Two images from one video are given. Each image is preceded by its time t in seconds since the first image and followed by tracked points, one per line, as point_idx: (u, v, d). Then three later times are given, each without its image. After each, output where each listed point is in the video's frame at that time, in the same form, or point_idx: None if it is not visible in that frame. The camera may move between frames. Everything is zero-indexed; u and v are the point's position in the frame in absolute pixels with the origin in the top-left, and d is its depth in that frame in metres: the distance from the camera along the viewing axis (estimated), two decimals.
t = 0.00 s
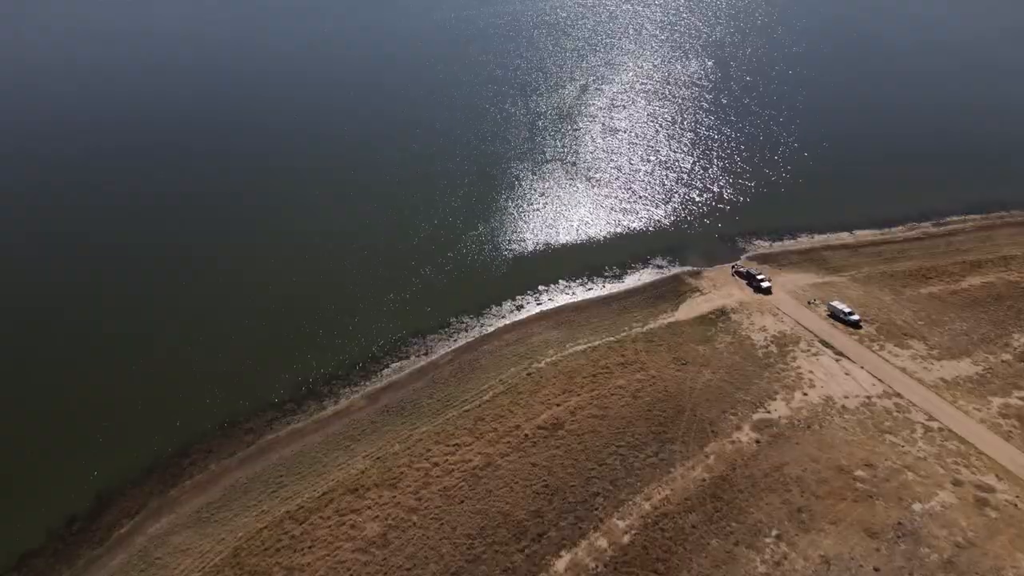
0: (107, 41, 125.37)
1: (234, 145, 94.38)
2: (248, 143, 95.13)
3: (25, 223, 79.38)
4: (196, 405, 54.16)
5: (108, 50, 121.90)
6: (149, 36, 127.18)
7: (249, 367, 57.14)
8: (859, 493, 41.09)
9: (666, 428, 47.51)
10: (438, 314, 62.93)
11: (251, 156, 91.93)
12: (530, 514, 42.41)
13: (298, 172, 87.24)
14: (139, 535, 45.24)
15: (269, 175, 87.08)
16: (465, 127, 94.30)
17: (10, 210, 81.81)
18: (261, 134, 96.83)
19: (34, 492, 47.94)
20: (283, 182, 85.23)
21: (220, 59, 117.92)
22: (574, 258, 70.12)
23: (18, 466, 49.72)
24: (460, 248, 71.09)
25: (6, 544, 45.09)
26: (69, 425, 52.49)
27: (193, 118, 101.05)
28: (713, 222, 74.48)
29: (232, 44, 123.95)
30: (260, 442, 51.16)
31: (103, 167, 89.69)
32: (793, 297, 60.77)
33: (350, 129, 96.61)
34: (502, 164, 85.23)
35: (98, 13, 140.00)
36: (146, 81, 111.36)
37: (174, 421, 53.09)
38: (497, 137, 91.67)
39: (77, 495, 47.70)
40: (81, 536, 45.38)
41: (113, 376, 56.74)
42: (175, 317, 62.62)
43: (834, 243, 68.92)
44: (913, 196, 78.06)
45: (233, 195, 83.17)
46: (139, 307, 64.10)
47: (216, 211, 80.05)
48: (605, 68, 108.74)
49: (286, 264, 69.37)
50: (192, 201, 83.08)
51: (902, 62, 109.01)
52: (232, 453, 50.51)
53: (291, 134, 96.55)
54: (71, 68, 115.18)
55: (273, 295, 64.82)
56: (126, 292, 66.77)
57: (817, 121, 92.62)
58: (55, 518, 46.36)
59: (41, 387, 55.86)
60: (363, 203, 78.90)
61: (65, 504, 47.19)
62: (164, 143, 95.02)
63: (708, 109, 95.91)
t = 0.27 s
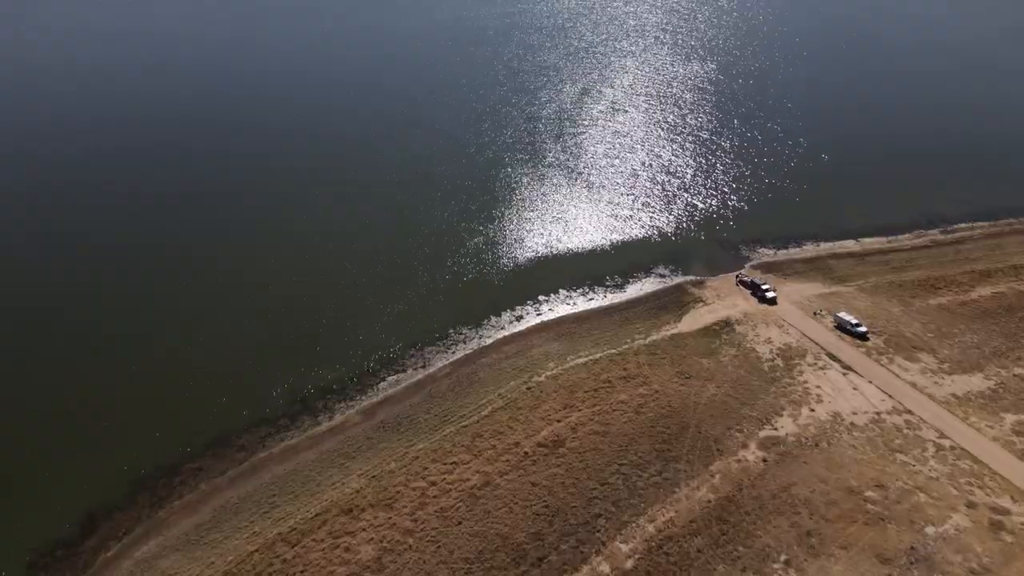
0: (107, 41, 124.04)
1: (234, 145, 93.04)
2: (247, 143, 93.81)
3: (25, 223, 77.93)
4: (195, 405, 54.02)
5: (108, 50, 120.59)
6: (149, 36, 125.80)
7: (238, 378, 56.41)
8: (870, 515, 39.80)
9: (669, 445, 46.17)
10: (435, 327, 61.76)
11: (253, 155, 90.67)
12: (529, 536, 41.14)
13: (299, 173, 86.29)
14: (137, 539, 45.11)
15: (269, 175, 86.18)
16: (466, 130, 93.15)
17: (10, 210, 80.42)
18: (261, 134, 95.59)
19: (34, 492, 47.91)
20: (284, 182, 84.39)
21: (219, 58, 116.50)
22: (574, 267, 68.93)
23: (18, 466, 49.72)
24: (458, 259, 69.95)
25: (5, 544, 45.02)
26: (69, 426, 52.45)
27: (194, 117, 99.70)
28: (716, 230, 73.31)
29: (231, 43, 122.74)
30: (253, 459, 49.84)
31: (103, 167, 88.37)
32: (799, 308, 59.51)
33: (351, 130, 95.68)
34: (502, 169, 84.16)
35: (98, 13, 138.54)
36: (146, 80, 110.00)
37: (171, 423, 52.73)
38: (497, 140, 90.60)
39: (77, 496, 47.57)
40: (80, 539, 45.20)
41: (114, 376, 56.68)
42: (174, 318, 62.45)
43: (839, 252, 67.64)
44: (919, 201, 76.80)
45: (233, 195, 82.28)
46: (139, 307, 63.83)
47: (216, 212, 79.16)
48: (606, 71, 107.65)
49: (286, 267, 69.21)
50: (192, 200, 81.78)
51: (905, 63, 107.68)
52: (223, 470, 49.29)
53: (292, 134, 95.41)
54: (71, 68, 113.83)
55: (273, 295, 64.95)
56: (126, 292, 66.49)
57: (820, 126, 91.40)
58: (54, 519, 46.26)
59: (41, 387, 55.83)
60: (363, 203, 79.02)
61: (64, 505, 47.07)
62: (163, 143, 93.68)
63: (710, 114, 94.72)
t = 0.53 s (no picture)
0: (107, 41, 122.63)
1: (234, 145, 91.81)
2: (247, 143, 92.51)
3: (25, 223, 76.87)
4: (195, 405, 53.99)
5: (108, 50, 119.21)
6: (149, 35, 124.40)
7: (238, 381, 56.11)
8: (881, 538, 38.59)
9: (673, 463, 44.99)
10: (432, 339, 60.68)
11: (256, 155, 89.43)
12: (529, 560, 40.02)
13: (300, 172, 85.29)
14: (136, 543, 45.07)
15: (269, 175, 85.13)
16: (466, 132, 91.81)
17: (8, 210, 79.51)
18: (261, 134, 94.31)
19: (34, 492, 47.91)
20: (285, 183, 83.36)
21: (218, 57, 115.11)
22: (575, 275, 67.70)
23: (18, 465, 49.67)
24: (457, 268, 68.72)
25: (6, 545, 45.07)
26: (69, 425, 52.40)
27: (193, 117, 98.23)
28: (719, 237, 71.96)
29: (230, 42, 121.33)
30: (245, 478, 48.84)
31: (103, 167, 87.10)
32: (805, 319, 58.28)
33: (350, 129, 94.29)
34: (502, 174, 82.93)
35: (98, 13, 137.00)
36: (146, 80, 108.61)
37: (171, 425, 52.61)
38: (497, 144, 89.37)
39: (77, 497, 47.55)
40: (80, 541, 45.15)
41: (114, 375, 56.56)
42: (174, 317, 62.23)
43: (845, 260, 66.40)
44: (926, 205, 75.36)
45: (233, 195, 81.32)
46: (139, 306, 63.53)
47: (216, 211, 78.28)
48: (607, 73, 106.54)
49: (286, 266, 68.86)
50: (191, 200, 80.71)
51: (908, 63, 106.32)
52: (215, 488, 48.21)
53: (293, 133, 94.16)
54: (70, 68, 112.47)
55: (273, 295, 64.80)
56: (126, 290, 66.08)
57: (824, 128, 90.03)
58: (54, 520, 46.27)
59: (41, 385, 55.69)
60: (363, 202, 78.45)
61: (64, 505, 47.05)
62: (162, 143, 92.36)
63: (713, 118, 93.44)
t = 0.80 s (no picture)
0: (107, 41, 121.28)
1: (235, 145, 90.61)
2: (245, 143, 91.24)
3: (25, 222, 75.74)
4: (196, 405, 53.62)
5: (108, 50, 117.80)
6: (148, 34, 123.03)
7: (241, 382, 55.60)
8: (893, 564, 37.27)
9: (677, 483, 43.80)
10: (430, 352, 59.72)
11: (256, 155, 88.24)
12: None
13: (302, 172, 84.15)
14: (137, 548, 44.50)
15: (269, 175, 83.93)
16: (464, 135, 90.46)
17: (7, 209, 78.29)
18: (261, 134, 93.02)
19: (34, 492, 47.47)
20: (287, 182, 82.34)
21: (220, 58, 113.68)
22: (576, 285, 66.46)
23: (18, 466, 49.26)
24: (455, 277, 67.56)
25: (5, 545, 44.63)
26: (69, 425, 51.94)
27: (192, 117, 96.89)
28: (723, 245, 70.64)
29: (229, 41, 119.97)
30: (237, 496, 47.58)
31: (103, 167, 85.88)
32: (811, 331, 57.00)
33: (352, 129, 93.18)
34: (500, 181, 81.72)
35: (98, 13, 135.68)
36: (144, 80, 107.21)
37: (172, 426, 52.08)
38: (496, 148, 88.09)
39: (77, 498, 47.02)
40: (79, 544, 44.60)
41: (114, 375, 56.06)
42: (175, 317, 61.62)
43: (851, 269, 65.07)
44: (935, 208, 73.80)
45: (233, 195, 80.23)
46: (139, 305, 62.88)
47: (217, 211, 77.22)
48: (607, 76, 105.30)
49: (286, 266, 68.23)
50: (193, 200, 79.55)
51: (913, 65, 104.88)
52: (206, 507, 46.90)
53: (295, 133, 92.91)
54: (70, 68, 111.08)
55: (273, 294, 64.24)
56: (127, 289, 65.39)
57: (828, 130, 88.55)
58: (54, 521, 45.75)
59: (41, 385, 55.21)
60: (363, 202, 77.59)
61: (64, 507, 46.51)
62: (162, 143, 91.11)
63: (716, 122, 92.15)
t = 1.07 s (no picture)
0: (107, 41, 119.30)
1: (235, 144, 89.32)
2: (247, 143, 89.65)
3: (25, 222, 75.37)
4: (195, 405, 54.70)
5: (109, 50, 115.82)
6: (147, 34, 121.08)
7: (240, 384, 56.36)
8: None
9: (671, 502, 42.75)
10: (417, 367, 58.69)
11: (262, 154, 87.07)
12: None
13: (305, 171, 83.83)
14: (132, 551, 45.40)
15: (269, 175, 83.26)
16: (452, 142, 89.50)
17: (9, 210, 77.36)
18: (261, 134, 91.67)
19: (34, 492, 48.61)
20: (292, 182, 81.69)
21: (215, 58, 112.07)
22: (566, 295, 65.41)
23: (19, 465, 50.41)
24: (443, 289, 66.53)
25: (5, 544, 45.80)
26: (69, 425, 53.03)
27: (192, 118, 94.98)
28: (715, 252, 69.62)
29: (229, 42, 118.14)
30: (214, 522, 47.19)
31: (104, 166, 84.66)
32: (805, 340, 56.08)
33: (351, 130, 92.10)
34: (488, 189, 80.86)
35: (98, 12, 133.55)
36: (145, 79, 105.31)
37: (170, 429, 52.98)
38: (484, 155, 87.14)
39: (76, 499, 48.12)
40: (77, 545, 45.65)
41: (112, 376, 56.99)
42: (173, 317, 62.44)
43: (844, 276, 64.21)
44: (930, 209, 72.81)
45: (233, 195, 79.88)
46: (138, 306, 63.67)
47: (216, 211, 77.11)
48: (596, 78, 104.40)
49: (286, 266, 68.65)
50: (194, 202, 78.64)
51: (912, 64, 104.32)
52: (184, 533, 46.59)
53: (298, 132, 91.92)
54: (70, 68, 109.10)
55: (273, 295, 65.03)
56: (126, 288, 66.11)
57: (825, 132, 87.67)
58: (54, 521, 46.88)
59: (41, 385, 56.25)
60: (363, 202, 78.08)
61: (63, 508, 47.61)
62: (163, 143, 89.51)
63: (707, 125, 91.28)
